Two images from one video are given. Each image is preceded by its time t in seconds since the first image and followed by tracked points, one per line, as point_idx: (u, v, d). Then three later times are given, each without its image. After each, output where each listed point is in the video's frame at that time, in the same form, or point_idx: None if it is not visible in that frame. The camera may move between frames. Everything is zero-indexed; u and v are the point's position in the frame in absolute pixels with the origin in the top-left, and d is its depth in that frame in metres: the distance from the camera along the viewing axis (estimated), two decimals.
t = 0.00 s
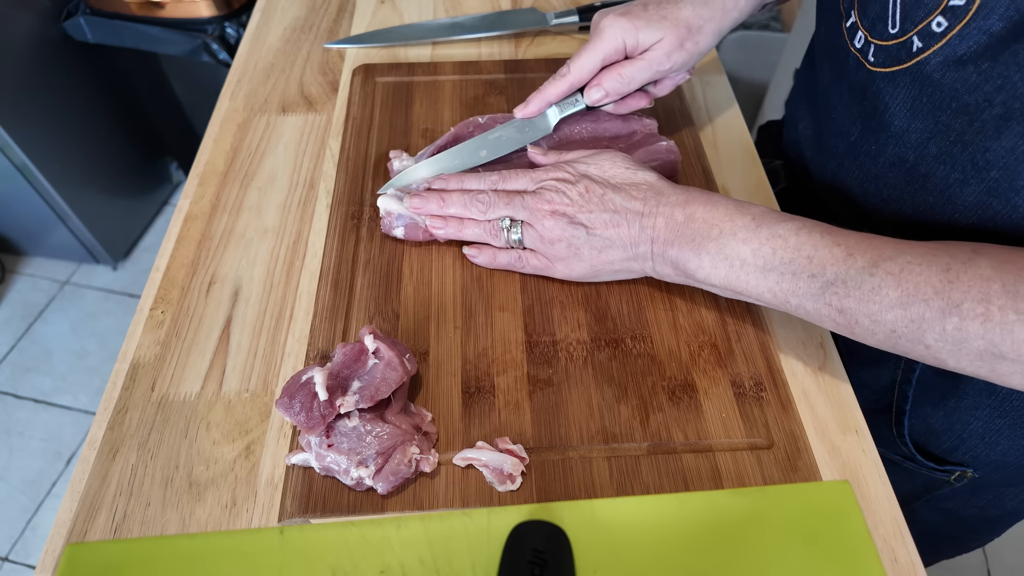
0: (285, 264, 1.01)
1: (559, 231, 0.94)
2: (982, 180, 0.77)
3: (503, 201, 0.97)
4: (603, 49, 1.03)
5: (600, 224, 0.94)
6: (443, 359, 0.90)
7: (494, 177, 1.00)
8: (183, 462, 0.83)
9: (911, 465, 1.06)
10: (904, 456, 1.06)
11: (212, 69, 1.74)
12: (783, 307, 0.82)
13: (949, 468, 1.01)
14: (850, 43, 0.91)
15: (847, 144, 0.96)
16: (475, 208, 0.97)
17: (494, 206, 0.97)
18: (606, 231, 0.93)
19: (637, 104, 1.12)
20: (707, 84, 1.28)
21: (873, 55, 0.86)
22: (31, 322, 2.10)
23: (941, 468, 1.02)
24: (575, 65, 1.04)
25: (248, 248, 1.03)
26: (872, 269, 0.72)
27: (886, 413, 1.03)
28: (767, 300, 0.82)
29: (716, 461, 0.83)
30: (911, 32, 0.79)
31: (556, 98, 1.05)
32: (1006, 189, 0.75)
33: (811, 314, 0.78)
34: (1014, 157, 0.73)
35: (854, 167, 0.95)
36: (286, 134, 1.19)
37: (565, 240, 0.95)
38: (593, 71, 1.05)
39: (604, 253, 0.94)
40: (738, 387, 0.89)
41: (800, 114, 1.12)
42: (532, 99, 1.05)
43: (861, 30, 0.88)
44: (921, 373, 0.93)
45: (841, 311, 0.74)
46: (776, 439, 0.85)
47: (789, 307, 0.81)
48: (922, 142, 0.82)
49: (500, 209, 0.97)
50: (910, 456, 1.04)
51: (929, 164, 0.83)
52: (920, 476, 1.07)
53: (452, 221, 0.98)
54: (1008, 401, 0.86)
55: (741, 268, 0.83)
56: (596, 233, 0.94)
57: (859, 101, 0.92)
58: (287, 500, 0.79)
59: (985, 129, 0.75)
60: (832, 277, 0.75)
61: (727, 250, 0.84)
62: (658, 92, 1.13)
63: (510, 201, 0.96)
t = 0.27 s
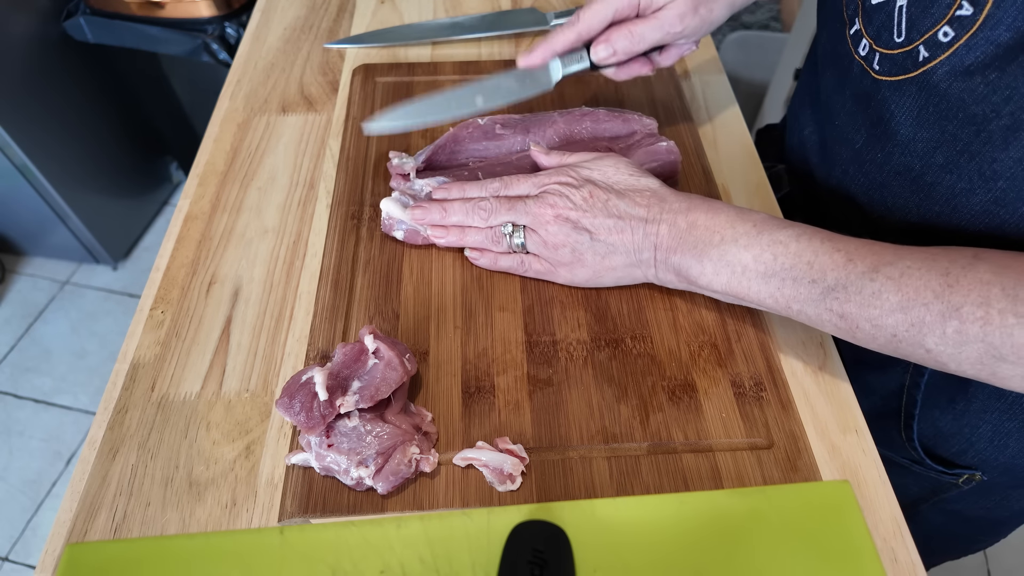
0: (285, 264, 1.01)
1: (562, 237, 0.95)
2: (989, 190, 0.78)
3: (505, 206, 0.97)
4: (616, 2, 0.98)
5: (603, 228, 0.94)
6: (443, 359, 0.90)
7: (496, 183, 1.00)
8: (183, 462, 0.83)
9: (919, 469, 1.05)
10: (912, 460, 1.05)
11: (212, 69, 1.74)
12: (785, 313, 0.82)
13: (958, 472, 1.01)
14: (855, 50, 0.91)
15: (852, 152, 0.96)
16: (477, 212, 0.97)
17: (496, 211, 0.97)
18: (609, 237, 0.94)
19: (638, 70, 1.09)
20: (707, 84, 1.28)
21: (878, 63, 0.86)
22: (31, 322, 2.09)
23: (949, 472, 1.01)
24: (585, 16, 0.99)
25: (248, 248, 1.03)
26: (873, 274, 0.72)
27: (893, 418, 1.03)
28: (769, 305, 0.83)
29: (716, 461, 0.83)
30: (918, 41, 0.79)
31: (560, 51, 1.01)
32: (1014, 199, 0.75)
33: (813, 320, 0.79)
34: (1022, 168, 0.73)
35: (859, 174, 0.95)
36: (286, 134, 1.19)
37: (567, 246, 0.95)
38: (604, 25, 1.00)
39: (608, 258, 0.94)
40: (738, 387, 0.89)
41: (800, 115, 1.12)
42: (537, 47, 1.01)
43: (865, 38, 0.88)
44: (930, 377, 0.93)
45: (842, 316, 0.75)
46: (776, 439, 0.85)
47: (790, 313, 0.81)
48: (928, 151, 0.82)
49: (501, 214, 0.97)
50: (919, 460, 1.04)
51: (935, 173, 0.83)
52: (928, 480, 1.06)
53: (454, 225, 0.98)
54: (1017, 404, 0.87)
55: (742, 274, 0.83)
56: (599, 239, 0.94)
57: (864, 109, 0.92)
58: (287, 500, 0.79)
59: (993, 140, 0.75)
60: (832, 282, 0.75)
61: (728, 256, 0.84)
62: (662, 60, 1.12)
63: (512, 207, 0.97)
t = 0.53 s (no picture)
0: (285, 264, 1.01)
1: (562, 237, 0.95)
2: (985, 190, 0.78)
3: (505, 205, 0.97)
4: (615, 45, 1.02)
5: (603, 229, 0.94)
6: (444, 359, 0.90)
7: (497, 182, 1.00)
8: (183, 462, 0.83)
9: (914, 466, 1.05)
10: (907, 458, 1.05)
11: (212, 69, 1.74)
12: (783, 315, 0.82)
13: (952, 469, 1.00)
14: (853, 50, 0.91)
15: (850, 153, 0.96)
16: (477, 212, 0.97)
17: (496, 210, 0.97)
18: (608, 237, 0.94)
19: (642, 101, 1.12)
20: (708, 84, 1.28)
21: (876, 63, 0.86)
22: (31, 322, 2.09)
23: (944, 470, 1.01)
24: (586, 62, 1.02)
25: (248, 248, 1.03)
26: (870, 278, 0.72)
27: (889, 415, 1.03)
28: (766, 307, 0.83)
29: (716, 461, 0.83)
30: (915, 41, 0.78)
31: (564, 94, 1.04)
32: (1010, 199, 0.76)
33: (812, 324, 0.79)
34: (1018, 169, 0.74)
35: (856, 173, 0.96)
36: (286, 134, 1.19)
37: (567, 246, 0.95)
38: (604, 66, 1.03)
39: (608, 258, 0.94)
40: (739, 387, 0.89)
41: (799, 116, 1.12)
42: (541, 93, 1.05)
43: (863, 38, 0.88)
44: (926, 375, 0.93)
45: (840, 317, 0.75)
46: (776, 439, 0.85)
47: (788, 315, 0.81)
48: (924, 151, 0.83)
49: (502, 214, 0.97)
50: (913, 457, 1.04)
51: (932, 173, 0.83)
52: (924, 478, 1.06)
53: (454, 224, 0.98)
54: (1011, 402, 0.87)
55: (741, 277, 0.83)
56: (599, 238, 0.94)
57: (862, 109, 0.91)
58: (287, 500, 0.79)
59: (989, 141, 0.75)
60: (830, 286, 0.75)
61: (727, 258, 0.84)
62: (665, 89, 1.12)
63: (512, 206, 0.97)
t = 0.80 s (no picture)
0: (285, 264, 1.01)
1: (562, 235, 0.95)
2: (990, 197, 0.78)
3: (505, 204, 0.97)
4: (597, 54, 1.02)
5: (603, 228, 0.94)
6: (444, 359, 0.90)
7: (497, 182, 1.00)
8: (183, 462, 0.83)
9: (915, 467, 1.05)
10: (908, 458, 1.05)
11: (212, 69, 1.74)
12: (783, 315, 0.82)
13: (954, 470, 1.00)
14: (856, 55, 0.91)
15: (852, 157, 0.96)
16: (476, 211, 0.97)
17: (496, 209, 0.97)
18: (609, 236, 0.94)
19: (627, 108, 1.11)
20: (708, 85, 1.28)
21: (879, 69, 0.86)
22: (31, 322, 2.09)
23: (946, 471, 1.01)
24: (569, 72, 1.03)
25: (248, 248, 1.03)
26: (871, 279, 0.72)
27: (889, 415, 1.03)
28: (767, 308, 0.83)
29: (716, 461, 0.83)
30: (918, 48, 0.78)
31: (546, 104, 1.05)
32: (1015, 206, 0.76)
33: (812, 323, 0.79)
34: None
35: (859, 179, 0.95)
36: (286, 134, 1.19)
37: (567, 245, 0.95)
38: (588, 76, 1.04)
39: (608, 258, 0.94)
40: (739, 387, 0.89)
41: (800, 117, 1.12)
42: (524, 102, 1.05)
43: (866, 43, 0.88)
44: (927, 376, 0.93)
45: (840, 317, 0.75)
46: (776, 438, 0.85)
47: (789, 315, 0.81)
48: (928, 157, 0.82)
49: (501, 213, 0.97)
50: (914, 458, 1.04)
51: (935, 179, 0.83)
52: (924, 479, 1.06)
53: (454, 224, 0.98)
54: (1013, 404, 0.87)
55: (741, 276, 0.83)
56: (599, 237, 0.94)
57: (864, 114, 0.92)
58: (287, 500, 0.79)
59: (994, 147, 0.75)
60: (831, 286, 0.75)
61: (728, 257, 0.84)
62: (651, 96, 1.12)
63: (513, 206, 0.97)
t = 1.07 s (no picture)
0: (285, 264, 1.01)
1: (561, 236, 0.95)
2: (997, 198, 0.78)
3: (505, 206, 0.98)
4: (586, 62, 1.02)
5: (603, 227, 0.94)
6: (443, 359, 0.90)
7: (497, 184, 1.00)
8: (183, 462, 0.83)
9: (918, 467, 1.04)
10: (910, 459, 1.04)
11: (212, 70, 1.74)
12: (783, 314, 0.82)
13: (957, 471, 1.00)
14: (860, 56, 0.91)
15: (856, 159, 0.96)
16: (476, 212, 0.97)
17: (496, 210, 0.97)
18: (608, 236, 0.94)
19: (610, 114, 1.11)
20: (708, 85, 1.28)
21: (883, 70, 0.86)
22: (31, 322, 2.09)
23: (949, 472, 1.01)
24: (559, 80, 1.02)
25: (248, 248, 1.03)
26: (870, 274, 0.72)
27: (891, 417, 1.02)
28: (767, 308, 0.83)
29: (716, 461, 0.83)
30: (923, 49, 0.79)
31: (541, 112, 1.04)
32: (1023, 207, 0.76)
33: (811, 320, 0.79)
34: None
35: (864, 180, 0.95)
36: (286, 134, 1.19)
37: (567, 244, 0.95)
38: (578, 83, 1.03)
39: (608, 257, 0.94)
40: (738, 387, 0.89)
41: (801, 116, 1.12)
42: (516, 111, 1.03)
43: (870, 44, 0.88)
44: (929, 378, 0.93)
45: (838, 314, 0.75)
46: (776, 438, 0.85)
47: (788, 314, 0.81)
48: (934, 158, 0.82)
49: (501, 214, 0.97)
50: (917, 459, 1.03)
51: (942, 180, 0.83)
52: (927, 479, 1.06)
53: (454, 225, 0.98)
54: (1016, 406, 0.87)
55: (740, 274, 0.83)
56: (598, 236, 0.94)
57: (868, 116, 0.92)
58: (287, 500, 0.79)
59: (1001, 148, 0.75)
60: (830, 282, 0.75)
61: (727, 255, 0.84)
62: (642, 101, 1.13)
63: (512, 208, 0.97)
